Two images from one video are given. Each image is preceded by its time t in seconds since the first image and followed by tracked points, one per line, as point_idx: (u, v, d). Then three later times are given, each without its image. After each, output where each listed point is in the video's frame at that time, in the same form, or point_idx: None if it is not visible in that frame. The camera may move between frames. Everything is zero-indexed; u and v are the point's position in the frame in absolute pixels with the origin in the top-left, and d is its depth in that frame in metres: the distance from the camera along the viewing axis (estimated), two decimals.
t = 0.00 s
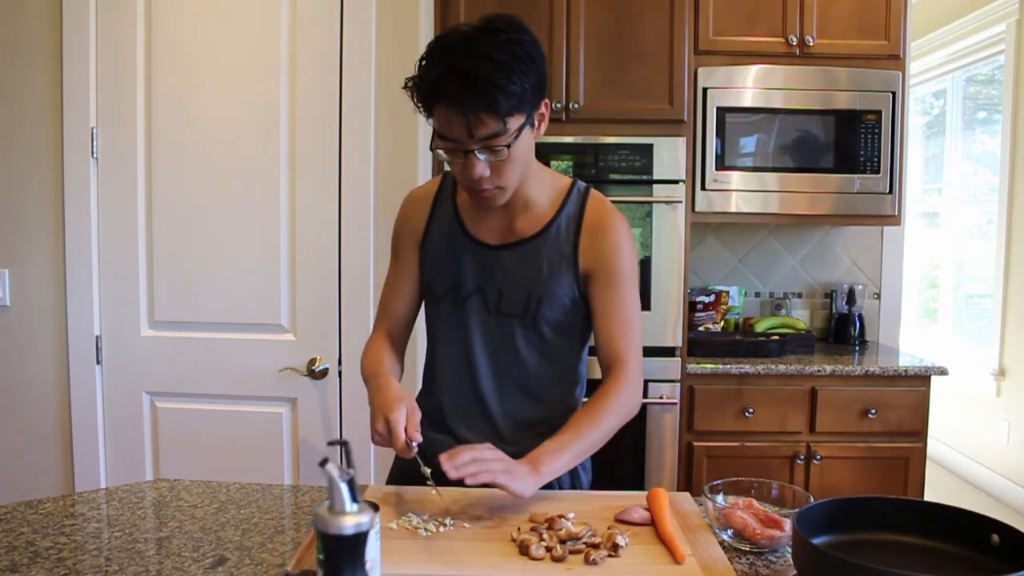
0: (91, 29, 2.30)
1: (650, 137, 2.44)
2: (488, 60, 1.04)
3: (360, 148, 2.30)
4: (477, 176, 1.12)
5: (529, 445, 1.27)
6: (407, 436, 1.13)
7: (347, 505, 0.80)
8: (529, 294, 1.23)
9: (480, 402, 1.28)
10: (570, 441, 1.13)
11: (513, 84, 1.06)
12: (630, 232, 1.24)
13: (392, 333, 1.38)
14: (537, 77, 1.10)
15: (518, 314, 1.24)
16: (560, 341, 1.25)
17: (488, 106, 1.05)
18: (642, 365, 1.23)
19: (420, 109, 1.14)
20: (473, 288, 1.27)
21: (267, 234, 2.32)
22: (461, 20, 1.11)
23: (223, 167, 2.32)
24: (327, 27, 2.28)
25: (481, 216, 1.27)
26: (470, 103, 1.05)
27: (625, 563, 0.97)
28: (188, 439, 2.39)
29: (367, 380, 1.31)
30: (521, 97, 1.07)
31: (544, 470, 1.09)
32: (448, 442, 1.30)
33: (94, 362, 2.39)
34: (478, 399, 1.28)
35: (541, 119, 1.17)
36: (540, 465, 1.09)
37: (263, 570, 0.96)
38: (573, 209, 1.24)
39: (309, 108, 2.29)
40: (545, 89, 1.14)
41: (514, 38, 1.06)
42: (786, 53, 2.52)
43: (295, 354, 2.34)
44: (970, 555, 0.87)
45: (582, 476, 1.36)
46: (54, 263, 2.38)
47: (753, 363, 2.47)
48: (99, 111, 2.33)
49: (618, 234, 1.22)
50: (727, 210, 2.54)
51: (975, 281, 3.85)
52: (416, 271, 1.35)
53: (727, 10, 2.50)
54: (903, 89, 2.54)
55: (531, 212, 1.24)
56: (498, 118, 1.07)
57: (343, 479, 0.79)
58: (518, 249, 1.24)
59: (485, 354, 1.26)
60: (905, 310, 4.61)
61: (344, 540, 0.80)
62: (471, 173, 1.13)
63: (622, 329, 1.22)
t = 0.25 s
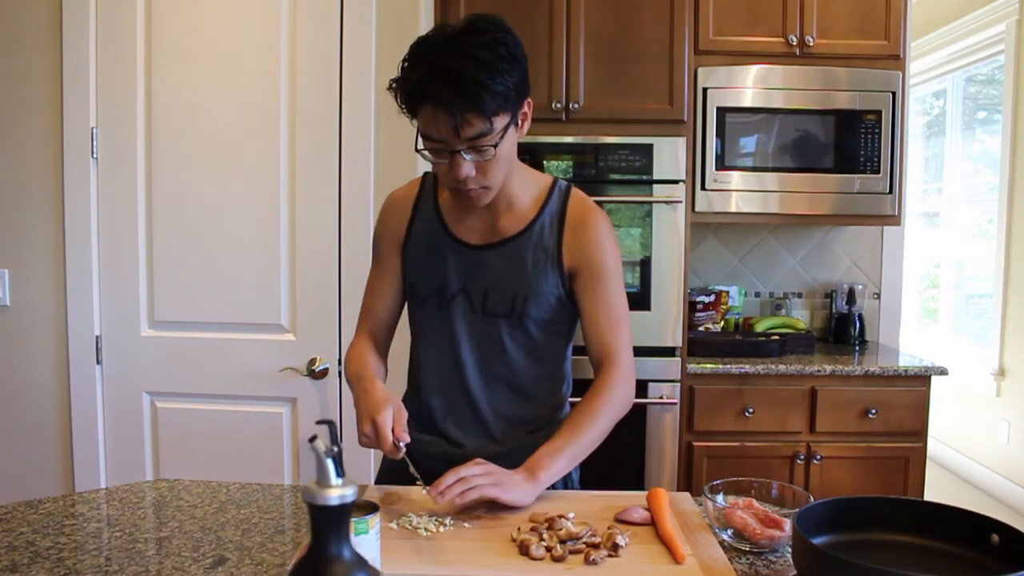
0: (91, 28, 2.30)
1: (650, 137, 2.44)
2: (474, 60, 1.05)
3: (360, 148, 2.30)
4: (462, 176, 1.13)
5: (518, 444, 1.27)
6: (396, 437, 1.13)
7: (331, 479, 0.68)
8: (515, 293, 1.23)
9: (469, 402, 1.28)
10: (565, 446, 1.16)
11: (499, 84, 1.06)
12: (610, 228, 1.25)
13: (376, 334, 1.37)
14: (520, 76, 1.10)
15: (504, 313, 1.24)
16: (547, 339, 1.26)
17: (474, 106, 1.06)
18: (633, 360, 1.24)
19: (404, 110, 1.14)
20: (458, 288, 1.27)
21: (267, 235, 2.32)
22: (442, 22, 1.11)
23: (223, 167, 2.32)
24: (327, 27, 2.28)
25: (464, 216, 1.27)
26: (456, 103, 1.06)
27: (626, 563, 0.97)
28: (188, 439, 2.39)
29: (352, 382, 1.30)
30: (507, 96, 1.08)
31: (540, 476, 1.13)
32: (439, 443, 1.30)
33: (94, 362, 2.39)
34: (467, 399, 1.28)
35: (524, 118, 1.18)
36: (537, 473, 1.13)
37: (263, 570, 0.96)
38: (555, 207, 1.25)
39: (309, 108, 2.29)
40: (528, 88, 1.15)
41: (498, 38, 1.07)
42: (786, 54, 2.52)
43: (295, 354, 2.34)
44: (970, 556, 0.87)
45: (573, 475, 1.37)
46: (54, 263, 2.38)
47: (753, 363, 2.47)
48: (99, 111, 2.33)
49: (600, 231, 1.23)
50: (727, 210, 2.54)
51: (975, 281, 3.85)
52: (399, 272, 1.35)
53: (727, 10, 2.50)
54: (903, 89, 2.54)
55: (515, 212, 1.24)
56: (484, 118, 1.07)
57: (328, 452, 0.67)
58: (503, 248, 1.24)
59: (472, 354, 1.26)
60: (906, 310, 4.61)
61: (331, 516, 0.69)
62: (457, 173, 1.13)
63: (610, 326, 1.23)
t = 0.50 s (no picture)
0: (91, 28, 2.30)
1: (650, 137, 2.44)
2: (465, 60, 1.05)
3: (360, 148, 2.30)
4: (454, 177, 1.14)
5: (512, 442, 1.28)
6: (395, 437, 1.13)
7: (329, 473, 0.67)
8: (504, 292, 1.23)
9: (461, 401, 1.28)
10: (555, 440, 1.16)
11: (490, 84, 1.06)
12: (596, 226, 1.25)
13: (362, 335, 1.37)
14: (510, 76, 1.11)
15: (493, 312, 1.24)
16: (537, 337, 1.26)
17: (467, 106, 1.06)
18: (620, 357, 1.25)
19: (394, 112, 1.14)
20: (446, 288, 1.26)
21: (267, 235, 2.32)
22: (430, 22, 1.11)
23: (223, 167, 2.32)
24: (327, 28, 2.28)
25: (451, 216, 1.27)
26: (448, 103, 1.06)
27: (626, 563, 0.97)
28: (188, 439, 2.39)
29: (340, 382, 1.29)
30: (498, 96, 1.08)
31: (530, 467, 1.11)
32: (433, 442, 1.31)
33: (94, 362, 2.39)
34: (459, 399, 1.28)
35: (512, 118, 1.18)
36: (527, 464, 1.12)
37: (264, 570, 0.96)
38: (542, 206, 1.25)
39: (309, 108, 2.29)
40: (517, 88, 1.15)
41: (488, 38, 1.07)
42: (786, 54, 2.52)
43: (295, 354, 2.34)
44: (970, 556, 0.87)
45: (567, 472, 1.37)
46: (54, 263, 2.38)
47: (753, 363, 2.47)
48: (99, 111, 2.33)
49: (586, 229, 1.24)
50: (727, 210, 2.54)
51: (975, 281, 3.85)
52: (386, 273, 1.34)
53: (727, 10, 2.50)
54: (903, 89, 2.54)
55: (502, 211, 1.24)
56: (476, 118, 1.07)
57: (326, 445, 0.67)
58: (491, 248, 1.24)
59: (462, 354, 1.26)
60: (905, 310, 4.61)
61: (328, 510, 0.68)
62: (448, 174, 1.13)
63: (597, 324, 1.24)
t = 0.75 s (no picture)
0: (91, 28, 2.30)
1: (650, 137, 2.44)
2: (462, 60, 1.05)
3: (360, 148, 2.30)
4: (451, 176, 1.13)
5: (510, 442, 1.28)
6: (396, 429, 1.13)
7: (329, 472, 0.68)
8: (499, 292, 1.23)
9: (458, 400, 1.28)
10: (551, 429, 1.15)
11: (487, 83, 1.07)
12: (590, 226, 1.26)
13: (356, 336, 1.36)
14: (506, 75, 1.11)
15: (489, 311, 1.24)
16: (532, 336, 1.26)
17: (465, 105, 1.06)
18: (611, 357, 1.25)
19: (390, 114, 1.14)
20: (441, 288, 1.26)
21: (267, 235, 2.32)
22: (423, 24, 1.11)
23: (223, 168, 2.32)
24: (327, 28, 2.28)
25: (445, 216, 1.27)
26: (446, 103, 1.06)
27: (625, 563, 0.97)
28: (188, 439, 2.39)
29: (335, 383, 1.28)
30: (494, 95, 1.08)
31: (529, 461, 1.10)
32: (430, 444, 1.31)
33: (94, 362, 2.39)
34: (456, 398, 1.28)
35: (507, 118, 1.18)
36: (526, 457, 1.10)
37: (263, 570, 0.97)
38: (536, 205, 1.25)
39: (309, 108, 2.29)
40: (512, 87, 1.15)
41: (484, 38, 1.08)
42: (786, 54, 2.52)
43: (295, 354, 2.34)
44: (970, 556, 0.87)
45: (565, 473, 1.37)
46: (54, 263, 2.38)
47: (753, 363, 2.47)
48: (99, 111, 2.33)
49: (579, 229, 1.24)
50: (727, 210, 2.54)
51: (975, 281, 3.85)
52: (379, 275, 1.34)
53: (726, 10, 2.50)
54: (903, 89, 2.54)
55: (496, 211, 1.24)
56: (474, 117, 1.07)
57: (326, 445, 0.67)
58: (484, 247, 1.24)
59: (457, 354, 1.26)
60: (905, 310, 4.61)
61: (328, 510, 0.68)
62: (446, 174, 1.13)
63: (588, 322, 1.24)
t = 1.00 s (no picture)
0: (91, 28, 2.30)
1: (650, 137, 2.44)
2: (460, 58, 1.05)
3: (361, 148, 2.30)
4: (449, 174, 1.13)
5: (509, 442, 1.28)
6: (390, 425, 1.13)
7: (329, 473, 0.67)
8: (498, 292, 1.23)
9: (456, 401, 1.28)
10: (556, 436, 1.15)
11: (485, 80, 1.07)
12: (589, 226, 1.27)
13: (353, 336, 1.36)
14: (503, 74, 1.11)
15: (488, 311, 1.24)
16: (531, 336, 1.26)
17: (462, 102, 1.06)
18: (614, 356, 1.25)
19: (387, 111, 1.14)
20: (440, 288, 1.26)
21: (267, 235, 2.32)
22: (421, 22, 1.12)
23: (223, 168, 2.32)
24: (327, 28, 2.28)
25: (443, 216, 1.27)
26: (444, 100, 1.06)
27: (626, 564, 0.97)
28: (188, 439, 2.39)
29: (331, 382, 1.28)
30: (492, 93, 1.09)
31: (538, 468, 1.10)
32: (430, 445, 1.30)
33: (94, 362, 2.39)
34: (455, 399, 1.28)
35: (505, 116, 1.18)
36: (535, 463, 1.11)
37: (263, 570, 0.97)
38: (535, 205, 1.25)
39: (309, 108, 2.29)
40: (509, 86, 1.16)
41: (481, 36, 1.08)
42: (786, 54, 2.52)
43: (295, 354, 2.34)
44: (970, 556, 0.86)
45: (565, 473, 1.37)
46: (54, 263, 2.38)
47: (753, 363, 2.47)
48: (99, 111, 2.33)
49: (579, 230, 1.25)
50: (727, 210, 2.54)
51: (975, 281, 3.85)
52: (377, 275, 1.34)
53: (727, 10, 2.50)
54: (903, 89, 2.54)
55: (495, 211, 1.24)
56: (472, 114, 1.08)
57: (326, 445, 0.67)
58: (483, 247, 1.24)
59: (456, 354, 1.26)
60: (905, 309, 4.61)
61: (328, 510, 0.68)
62: (444, 172, 1.13)
63: (591, 323, 1.24)
